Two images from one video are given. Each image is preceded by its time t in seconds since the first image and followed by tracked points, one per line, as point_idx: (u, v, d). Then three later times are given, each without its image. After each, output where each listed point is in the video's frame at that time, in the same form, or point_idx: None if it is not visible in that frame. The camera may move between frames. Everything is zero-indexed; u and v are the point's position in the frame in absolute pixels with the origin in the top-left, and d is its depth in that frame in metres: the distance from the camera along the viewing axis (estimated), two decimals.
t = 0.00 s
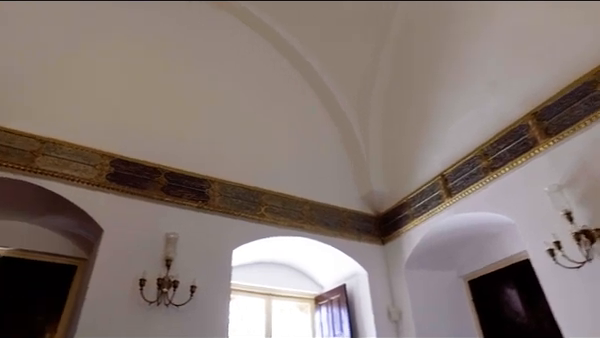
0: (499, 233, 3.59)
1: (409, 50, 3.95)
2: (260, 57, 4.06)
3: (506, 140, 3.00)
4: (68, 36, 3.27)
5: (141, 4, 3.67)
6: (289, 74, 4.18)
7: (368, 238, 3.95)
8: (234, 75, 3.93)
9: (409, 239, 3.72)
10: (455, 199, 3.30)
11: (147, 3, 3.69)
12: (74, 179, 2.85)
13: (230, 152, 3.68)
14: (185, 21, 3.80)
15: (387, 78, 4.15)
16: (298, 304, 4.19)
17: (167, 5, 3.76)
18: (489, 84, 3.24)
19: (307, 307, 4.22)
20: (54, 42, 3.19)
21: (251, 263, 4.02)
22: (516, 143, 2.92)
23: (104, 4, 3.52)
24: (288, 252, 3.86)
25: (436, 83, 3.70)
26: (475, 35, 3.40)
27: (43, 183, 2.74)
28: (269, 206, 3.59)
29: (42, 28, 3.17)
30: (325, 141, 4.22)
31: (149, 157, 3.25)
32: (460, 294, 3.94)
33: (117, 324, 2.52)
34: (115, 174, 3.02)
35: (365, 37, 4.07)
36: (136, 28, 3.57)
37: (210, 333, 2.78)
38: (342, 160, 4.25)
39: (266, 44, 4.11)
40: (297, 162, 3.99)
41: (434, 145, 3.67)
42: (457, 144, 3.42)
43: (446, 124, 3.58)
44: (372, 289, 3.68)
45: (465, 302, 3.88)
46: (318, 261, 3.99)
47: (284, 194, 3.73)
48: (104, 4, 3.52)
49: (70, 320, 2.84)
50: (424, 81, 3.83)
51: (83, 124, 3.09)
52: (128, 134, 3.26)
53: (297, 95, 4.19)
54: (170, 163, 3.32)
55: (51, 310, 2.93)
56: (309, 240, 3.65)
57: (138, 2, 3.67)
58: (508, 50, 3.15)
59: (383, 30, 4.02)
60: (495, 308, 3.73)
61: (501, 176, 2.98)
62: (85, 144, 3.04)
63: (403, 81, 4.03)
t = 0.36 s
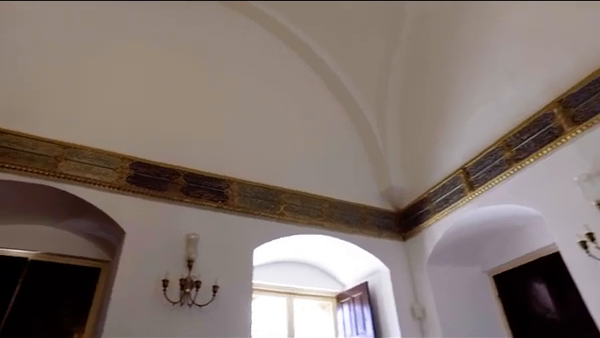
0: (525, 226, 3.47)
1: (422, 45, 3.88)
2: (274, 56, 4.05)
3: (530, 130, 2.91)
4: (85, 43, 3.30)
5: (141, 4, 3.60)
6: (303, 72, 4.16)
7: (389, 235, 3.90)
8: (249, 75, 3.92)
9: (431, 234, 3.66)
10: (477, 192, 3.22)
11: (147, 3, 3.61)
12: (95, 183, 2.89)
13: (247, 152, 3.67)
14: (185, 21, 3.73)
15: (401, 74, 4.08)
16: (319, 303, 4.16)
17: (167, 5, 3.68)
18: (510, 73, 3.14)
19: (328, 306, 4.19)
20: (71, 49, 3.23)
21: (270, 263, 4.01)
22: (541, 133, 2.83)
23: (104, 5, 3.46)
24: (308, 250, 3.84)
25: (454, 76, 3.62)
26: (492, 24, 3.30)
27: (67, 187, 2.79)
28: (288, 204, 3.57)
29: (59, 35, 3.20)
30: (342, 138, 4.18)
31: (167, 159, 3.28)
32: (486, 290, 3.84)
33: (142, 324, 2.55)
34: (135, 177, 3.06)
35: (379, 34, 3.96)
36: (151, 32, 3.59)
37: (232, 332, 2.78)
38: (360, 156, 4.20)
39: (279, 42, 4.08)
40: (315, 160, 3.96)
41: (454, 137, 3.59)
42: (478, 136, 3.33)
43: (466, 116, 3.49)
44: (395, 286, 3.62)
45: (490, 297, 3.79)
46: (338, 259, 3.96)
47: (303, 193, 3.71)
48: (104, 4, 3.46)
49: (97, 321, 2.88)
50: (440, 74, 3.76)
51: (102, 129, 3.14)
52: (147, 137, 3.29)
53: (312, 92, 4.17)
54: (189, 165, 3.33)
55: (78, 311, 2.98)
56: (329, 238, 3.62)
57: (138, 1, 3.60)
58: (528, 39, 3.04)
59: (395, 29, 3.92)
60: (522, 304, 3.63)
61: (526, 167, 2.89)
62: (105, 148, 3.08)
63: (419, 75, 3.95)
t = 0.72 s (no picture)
0: (552, 219, 3.36)
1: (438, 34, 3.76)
2: (287, 54, 4.03)
3: (555, 119, 2.82)
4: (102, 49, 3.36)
5: (141, 4, 3.64)
6: (318, 69, 4.13)
7: (410, 231, 3.84)
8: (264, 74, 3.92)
9: (453, 229, 3.59)
10: (500, 185, 3.15)
11: (147, 3, 3.66)
12: (117, 186, 2.93)
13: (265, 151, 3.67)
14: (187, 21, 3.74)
15: (417, 67, 3.96)
16: (340, 301, 4.13)
17: (167, 6, 3.71)
18: (531, 62, 3.06)
19: (350, 304, 4.15)
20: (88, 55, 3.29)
21: (289, 263, 3.98)
22: (567, 122, 2.74)
23: (104, 5, 3.53)
24: (328, 248, 3.81)
25: (473, 66, 3.52)
26: (509, 12, 3.23)
27: (88, 190, 2.84)
28: (307, 202, 3.55)
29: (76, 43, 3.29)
30: (359, 134, 4.13)
31: (186, 160, 3.29)
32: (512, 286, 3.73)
33: (167, 325, 2.57)
34: (155, 179, 3.08)
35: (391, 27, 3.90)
36: (166, 35, 3.62)
37: (256, 332, 2.78)
38: (378, 152, 4.15)
39: (293, 40, 4.07)
40: (332, 157, 3.93)
41: (474, 130, 3.51)
42: (500, 128, 3.25)
43: (486, 108, 3.41)
44: (418, 283, 3.57)
45: (517, 293, 3.69)
46: (358, 257, 3.92)
47: (322, 191, 3.68)
48: (104, 4, 3.52)
49: (122, 322, 2.91)
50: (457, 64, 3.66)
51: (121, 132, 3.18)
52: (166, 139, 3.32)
53: (328, 89, 4.14)
54: (207, 166, 3.34)
55: (103, 313, 3.02)
56: (349, 236, 3.59)
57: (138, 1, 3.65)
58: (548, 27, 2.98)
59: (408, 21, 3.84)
60: (552, 301, 3.42)
61: (551, 158, 2.80)
62: (125, 151, 3.12)
63: (435, 67, 3.85)
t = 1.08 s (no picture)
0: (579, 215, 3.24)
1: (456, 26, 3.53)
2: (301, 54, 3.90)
3: (579, 109, 2.74)
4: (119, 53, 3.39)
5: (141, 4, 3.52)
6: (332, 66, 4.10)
7: (430, 227, 3.80)
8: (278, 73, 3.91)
9: (473, 225, 3.53)
10: (522, 178, 3.08)
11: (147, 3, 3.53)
12: (136, 189, 2.95)
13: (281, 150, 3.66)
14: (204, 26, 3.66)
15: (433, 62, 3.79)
16: (360, 300, 4.09)
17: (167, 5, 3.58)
18: (553, 53, 2.96)
19: (369, 303, 4.11)
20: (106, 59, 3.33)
21: (308, 262, 3.97)
22: (592, 112, 2.65)
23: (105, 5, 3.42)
24: (347, 247, 3.78)
25: (489, 57, 3.38)
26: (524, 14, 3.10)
27: (108, 193, 2.87)
28: (325, 201, 3.53)
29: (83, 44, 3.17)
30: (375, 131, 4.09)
31: (204, 161, 3.31)
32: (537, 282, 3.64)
33: (189, 325, 2.58)
34: (173, 181, 3.10)
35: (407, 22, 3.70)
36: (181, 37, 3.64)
37: (278, 332, 2.76)
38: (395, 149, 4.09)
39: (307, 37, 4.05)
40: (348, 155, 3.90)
41: (493, 124, 3.44)
42: (521, 120, 3.18)
43: (506, 100, 3.33)
44: (439, 280, 3.52)
45: (542, 289, 3.60)
46: (378, 255, 3.88)
47: (339, 189, 3.66)
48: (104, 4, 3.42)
49: (144, 323, 2.94)
50: (473, 58, 3.51)
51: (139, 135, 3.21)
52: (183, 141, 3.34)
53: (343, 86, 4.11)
54: (224, 166, 3.35)
55: (125, 315, 3.04)
56: (368, 233, 3.56)
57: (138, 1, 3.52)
58: (567, 15, 2.87)
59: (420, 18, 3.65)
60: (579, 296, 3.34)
61: (576, 149, 2.72)
62: (143, 154, 3.15)
63: (452, 61, 3.67)
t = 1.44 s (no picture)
0: None
1: (470, 23, 3.14)
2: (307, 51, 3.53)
3: None
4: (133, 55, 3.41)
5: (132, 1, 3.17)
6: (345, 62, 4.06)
7: (449, 224, 3.74)
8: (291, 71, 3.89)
9: (493, 220, 3.47)
10: (544, 172, 3.01)
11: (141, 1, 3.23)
12: (153, 191, 2.96)
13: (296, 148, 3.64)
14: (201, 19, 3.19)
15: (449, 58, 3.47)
16: (378, 298, 4.05)
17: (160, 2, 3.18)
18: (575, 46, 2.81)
19: (388, 301, 4.06)
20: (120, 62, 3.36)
21: (326, 261, 3.94)
22: None
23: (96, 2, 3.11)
24: (364, 245, 3.75)
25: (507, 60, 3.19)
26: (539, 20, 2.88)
27: (126, 195, 2.88)
28: (341, 199, 3.51)
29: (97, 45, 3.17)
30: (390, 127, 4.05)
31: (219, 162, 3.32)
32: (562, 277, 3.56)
33: (209, 325, 2.58)
34: (190, 182, 3.11)
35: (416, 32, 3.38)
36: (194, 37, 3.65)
37: (298, 332, 2.75)
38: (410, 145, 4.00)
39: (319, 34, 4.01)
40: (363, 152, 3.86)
41: (511, 118, 3.34)
42: (541, 113, 3.09)
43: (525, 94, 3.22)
44: (459, 277, 3.46)
45: (567, 284, 3.52)
46: (396, 253, 3.84)
47: (356, 187, 3.63)
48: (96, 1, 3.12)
49: (164, 323, 2.95)
50: (488, 65, 3.31)
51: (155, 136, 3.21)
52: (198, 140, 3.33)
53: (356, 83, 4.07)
54: (240, 166, 3.36)
55: (145, 315, 3.05)
56: (386, 231, 3.52)
57: None
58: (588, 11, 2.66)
59: (433, 17, 3.22)
60: None
61: None
62: (161, 156, 3.18)
63: (469, 67, 3.44)
